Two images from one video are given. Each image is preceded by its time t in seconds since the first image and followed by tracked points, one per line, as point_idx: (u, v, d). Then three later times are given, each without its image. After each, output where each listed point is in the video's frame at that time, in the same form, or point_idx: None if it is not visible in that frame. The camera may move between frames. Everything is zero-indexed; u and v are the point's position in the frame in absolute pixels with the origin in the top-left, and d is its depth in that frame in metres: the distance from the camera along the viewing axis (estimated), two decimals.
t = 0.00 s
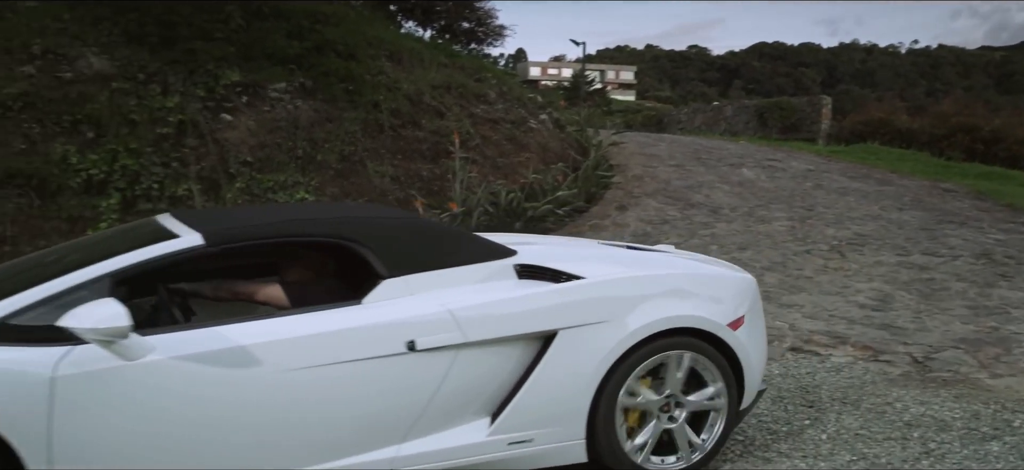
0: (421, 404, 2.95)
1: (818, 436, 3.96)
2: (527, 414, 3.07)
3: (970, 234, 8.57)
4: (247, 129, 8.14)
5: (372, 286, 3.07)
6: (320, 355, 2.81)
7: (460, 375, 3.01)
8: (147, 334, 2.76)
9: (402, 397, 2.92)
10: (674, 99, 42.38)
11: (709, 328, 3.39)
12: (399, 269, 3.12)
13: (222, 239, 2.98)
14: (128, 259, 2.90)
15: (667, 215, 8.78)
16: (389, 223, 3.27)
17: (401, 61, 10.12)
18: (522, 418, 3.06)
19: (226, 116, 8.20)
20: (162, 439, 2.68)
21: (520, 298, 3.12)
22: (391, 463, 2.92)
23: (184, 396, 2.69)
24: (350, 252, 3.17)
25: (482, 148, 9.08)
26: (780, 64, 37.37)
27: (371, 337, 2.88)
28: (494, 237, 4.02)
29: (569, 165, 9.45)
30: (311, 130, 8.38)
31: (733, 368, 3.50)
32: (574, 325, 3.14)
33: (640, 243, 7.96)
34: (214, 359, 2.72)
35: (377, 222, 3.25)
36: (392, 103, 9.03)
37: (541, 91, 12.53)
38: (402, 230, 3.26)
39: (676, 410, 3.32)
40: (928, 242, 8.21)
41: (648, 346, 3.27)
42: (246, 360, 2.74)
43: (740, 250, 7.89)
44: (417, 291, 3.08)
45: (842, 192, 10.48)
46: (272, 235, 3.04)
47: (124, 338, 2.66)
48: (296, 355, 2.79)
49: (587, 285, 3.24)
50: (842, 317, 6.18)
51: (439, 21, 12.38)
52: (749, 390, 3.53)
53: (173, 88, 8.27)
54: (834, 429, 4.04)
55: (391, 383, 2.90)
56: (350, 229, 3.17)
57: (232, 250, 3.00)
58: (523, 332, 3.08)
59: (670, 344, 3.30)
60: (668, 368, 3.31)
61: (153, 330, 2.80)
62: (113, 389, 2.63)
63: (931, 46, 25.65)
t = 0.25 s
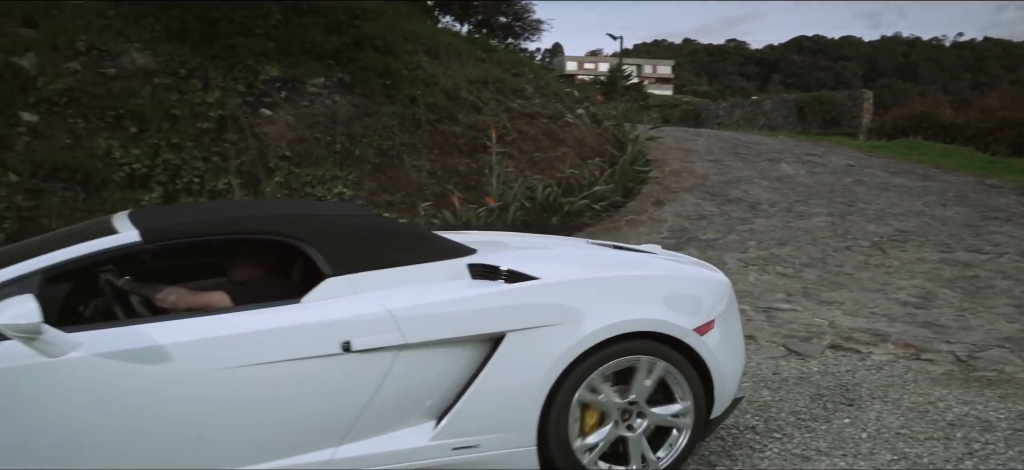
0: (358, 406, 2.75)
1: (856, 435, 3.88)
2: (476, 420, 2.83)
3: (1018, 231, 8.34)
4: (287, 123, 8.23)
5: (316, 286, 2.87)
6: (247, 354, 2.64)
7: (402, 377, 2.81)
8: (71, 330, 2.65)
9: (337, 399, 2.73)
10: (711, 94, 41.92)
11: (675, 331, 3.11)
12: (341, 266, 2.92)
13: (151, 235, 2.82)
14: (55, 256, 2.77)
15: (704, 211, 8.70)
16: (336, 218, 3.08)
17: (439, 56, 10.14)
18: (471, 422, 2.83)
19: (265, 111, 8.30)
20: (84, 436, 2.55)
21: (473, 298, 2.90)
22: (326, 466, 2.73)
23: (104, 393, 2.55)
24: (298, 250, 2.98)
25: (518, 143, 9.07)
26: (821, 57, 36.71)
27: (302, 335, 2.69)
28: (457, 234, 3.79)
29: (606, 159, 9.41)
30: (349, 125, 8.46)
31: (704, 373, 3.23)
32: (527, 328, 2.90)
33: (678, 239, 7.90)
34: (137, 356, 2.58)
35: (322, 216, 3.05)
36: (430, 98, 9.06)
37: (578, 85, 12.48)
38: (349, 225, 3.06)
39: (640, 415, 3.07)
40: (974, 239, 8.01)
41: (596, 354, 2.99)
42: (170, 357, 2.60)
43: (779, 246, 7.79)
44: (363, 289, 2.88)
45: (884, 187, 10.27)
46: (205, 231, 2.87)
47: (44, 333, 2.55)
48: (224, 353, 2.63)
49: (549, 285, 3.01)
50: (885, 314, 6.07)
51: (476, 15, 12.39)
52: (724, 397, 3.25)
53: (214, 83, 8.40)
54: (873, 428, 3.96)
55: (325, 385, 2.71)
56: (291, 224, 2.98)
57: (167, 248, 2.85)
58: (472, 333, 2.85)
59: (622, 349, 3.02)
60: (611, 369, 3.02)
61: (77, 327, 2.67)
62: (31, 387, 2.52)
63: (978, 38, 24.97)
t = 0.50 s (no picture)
0: (309, 408, 2.80)
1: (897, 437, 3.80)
2: (427, 423, 2.86)
3: None
4: (329, 120, 8.33)
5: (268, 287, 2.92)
6: (202, 354, 2.71)
7: (354, 379, 2.84)
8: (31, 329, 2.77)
9: (289, 401, 2.77)
10: (753, 89, 41.32)
11: (636, 336, 3.08)
12: (297, 267, 2.97)
13: (109, 234, 2.90)
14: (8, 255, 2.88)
15: (747, 208, 8.60)
16: (298, 217, 3.10)
17: (480, 52, 10.17)
18: (420, 425, 2.86)
19: (309, 108, 8.42)
20: (46, 430, 2.66)
21: (422, 300, 2.92)
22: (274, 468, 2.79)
23: (69, 392, 2.65)
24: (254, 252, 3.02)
25: (559, 139, 9.06)
26: (867, 51, 35.92)
27: (253, 337, 2.75)
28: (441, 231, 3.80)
29: (647, 156, 9.35)
30: (391, 121, 8.54)
31: (669, 378, 3.18)
32: (479, 329, 2.92)
33: (720, 236, 7.84)
34: (98, 354, 2.67)
35: (279, 216, 3.08)
36: (471, 94, 9.10)
37: (619, 81, 12.41)
38: (311, 225, 3.09)
39: (604, 423, 3.04)
40: None
41: (554, 362, 2.98)
42: (117, 359, 2.67)
43: (822, 244, 7.67)
44: (315, 291, 2.92)
45: (932, 185, 10.04)
46: (162, 231, 2.93)
47: None
48: (168, 354, 2.70)
49: (501, 287, 3.01)
50: (933, 314, 5.94)
51: (517, 11, 12.39)
52: (693, 400, 3.20)
53: (259, 81, 8.55)
54: (920, 429, 3.88)
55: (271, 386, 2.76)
56: (249, 223, 3.02)
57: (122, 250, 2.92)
58: (422, 335, 2.88)
59: (574, 358, 2.99)
60: (558, 389, 2.97)
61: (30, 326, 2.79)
62: None
63: None
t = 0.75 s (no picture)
0: (275, 408, 2.67)
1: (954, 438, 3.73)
2: (397, 425, 2.71)
3: None
4: (375, 118, 8.43)
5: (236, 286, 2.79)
6: (164, 352, 2.60)
7: (320, 378, 2.70)
8: None
9: (253, 399, 2.65)
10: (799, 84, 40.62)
11: (614, 339, 2.89)
12: (264, 265, 2.82)
13: (74, 233, 2.80)
14: None
15: (795, 205, 8.48)
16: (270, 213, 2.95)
17: (524, 49, 10.18)
18: (390, 427, 2.71)
19: (354, 106, 8.52)
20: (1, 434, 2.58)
21: (394, 299, 2.77)
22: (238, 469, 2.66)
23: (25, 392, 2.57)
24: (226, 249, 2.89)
25: (604, 136, 9.03)
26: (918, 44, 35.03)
27: (215, 335, 2.62)
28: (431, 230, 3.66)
29: (693, 153, 9.27)
30: (435, 119, 8.60)
31: (648, 379, 2.98)
32: (454, 331, 2.76)
33: (767, 234, 7.75)
34: (60, 351, 2.58)
35: (252, 212, 2.95)
36: (515, 91, 9.12)
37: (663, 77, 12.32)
38: (285, 220, 2.94)
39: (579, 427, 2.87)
40: None
41: (522, 366, 2.81)
42: (76, 358, 2.57)
43: (872, 242, 7.52)
44: (283, 289, 2.78)
45: (988, 181, 9.76)
46: (126, 229, 2.81)
47: None
48: (128, 352, 2.59)
49: (480, 287, 2.85)
50: (989, 314, 5.79)
51: (561, 8, 12.36)
52: (676, 406, 2.99)
53: (305, 79, 8.68)
54: (974, 431, 3.80)
55: (232, 386, 2.63)
56: (216, 220, 2.88)
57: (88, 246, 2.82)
58: (392, 337, 2.72)
59: (531, 365, 2.80)
60: (518, 431, 2.79)
61: None
62: None
63: None
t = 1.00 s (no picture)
0: (260, 409, 2.69)
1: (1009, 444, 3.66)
2: (381, 428, 2.72)
3: None
4: (417, 120, 8.52)
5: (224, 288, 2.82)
6: (148, 353, 2.63)
7: (305, 381, 2.72)
8: None
9: (237, 401, 2.67)
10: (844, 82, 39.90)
11: (601, 345, 2.88)
12: (251, 267, 2.85)
13: (68, 236, 2.86)
14: None
15: (841, 206, 8.36)
16: (259, 215, 2.98)
17: (565, 50, 10.19)
18: (374, 429, 2.72)
19: (397, 108, 8.62)
20: None
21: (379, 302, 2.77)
22: None
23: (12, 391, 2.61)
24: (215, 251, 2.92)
25: (646, 137, 8.99)
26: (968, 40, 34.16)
27: (199, 336, 2.65)
28: (431, 234, 3.68)
29: (736, 153, 9.19)
30: (477, 121, 8.65)
31: (638, 385, 2.97)
32: (437, 334, 2.77)
33: (812, 235, 7.65)
34: (47, 351, 2.62)
35: (243, 215, 2.97)
36: (557, 92, 9.15)
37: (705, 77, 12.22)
38: (274, 223, 2.95)
39: (568, 431, 2.85)
40: None
41: (507, 373, 2.81)
42: (65, 358, 2.61)
43: (921, 243, 7.38)
44: (270, 291, 2.80)
45: None
46: (120, 232, 2.85)
47: None
48: (116, 354, 2.62)
49: (464, 291, 2.84)
50: None
51: (603, 8, 12.32)
52: (667, 410, 2.97)
53: (348, 82, 8.82)
54: None
55: (216, 387, 2.66)
56: (208, 223, 2.91)
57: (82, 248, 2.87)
58: (376, 339, 2.74)
59: (519, 368, 2.81)
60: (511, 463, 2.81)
61: None
62: None
63: None
